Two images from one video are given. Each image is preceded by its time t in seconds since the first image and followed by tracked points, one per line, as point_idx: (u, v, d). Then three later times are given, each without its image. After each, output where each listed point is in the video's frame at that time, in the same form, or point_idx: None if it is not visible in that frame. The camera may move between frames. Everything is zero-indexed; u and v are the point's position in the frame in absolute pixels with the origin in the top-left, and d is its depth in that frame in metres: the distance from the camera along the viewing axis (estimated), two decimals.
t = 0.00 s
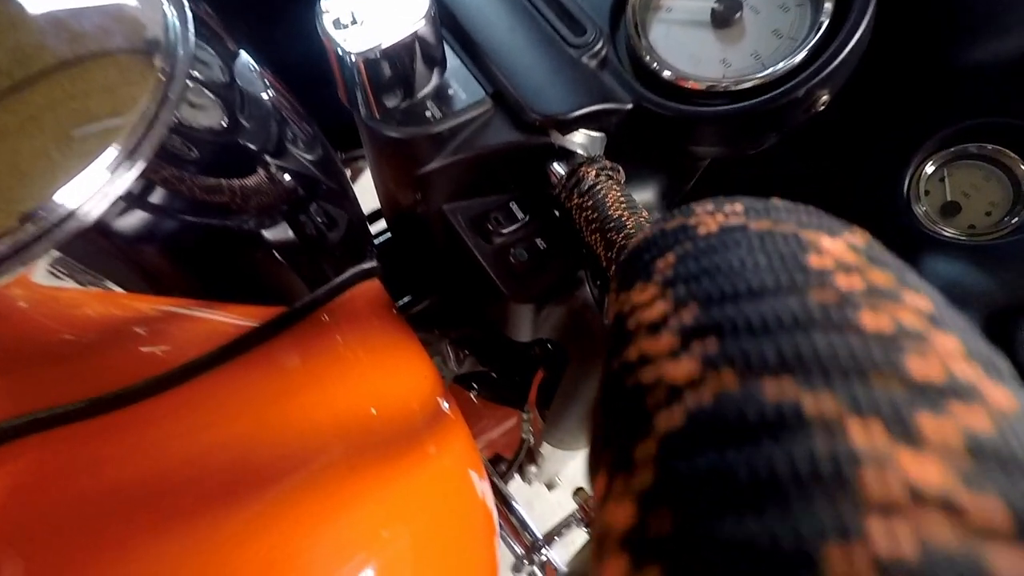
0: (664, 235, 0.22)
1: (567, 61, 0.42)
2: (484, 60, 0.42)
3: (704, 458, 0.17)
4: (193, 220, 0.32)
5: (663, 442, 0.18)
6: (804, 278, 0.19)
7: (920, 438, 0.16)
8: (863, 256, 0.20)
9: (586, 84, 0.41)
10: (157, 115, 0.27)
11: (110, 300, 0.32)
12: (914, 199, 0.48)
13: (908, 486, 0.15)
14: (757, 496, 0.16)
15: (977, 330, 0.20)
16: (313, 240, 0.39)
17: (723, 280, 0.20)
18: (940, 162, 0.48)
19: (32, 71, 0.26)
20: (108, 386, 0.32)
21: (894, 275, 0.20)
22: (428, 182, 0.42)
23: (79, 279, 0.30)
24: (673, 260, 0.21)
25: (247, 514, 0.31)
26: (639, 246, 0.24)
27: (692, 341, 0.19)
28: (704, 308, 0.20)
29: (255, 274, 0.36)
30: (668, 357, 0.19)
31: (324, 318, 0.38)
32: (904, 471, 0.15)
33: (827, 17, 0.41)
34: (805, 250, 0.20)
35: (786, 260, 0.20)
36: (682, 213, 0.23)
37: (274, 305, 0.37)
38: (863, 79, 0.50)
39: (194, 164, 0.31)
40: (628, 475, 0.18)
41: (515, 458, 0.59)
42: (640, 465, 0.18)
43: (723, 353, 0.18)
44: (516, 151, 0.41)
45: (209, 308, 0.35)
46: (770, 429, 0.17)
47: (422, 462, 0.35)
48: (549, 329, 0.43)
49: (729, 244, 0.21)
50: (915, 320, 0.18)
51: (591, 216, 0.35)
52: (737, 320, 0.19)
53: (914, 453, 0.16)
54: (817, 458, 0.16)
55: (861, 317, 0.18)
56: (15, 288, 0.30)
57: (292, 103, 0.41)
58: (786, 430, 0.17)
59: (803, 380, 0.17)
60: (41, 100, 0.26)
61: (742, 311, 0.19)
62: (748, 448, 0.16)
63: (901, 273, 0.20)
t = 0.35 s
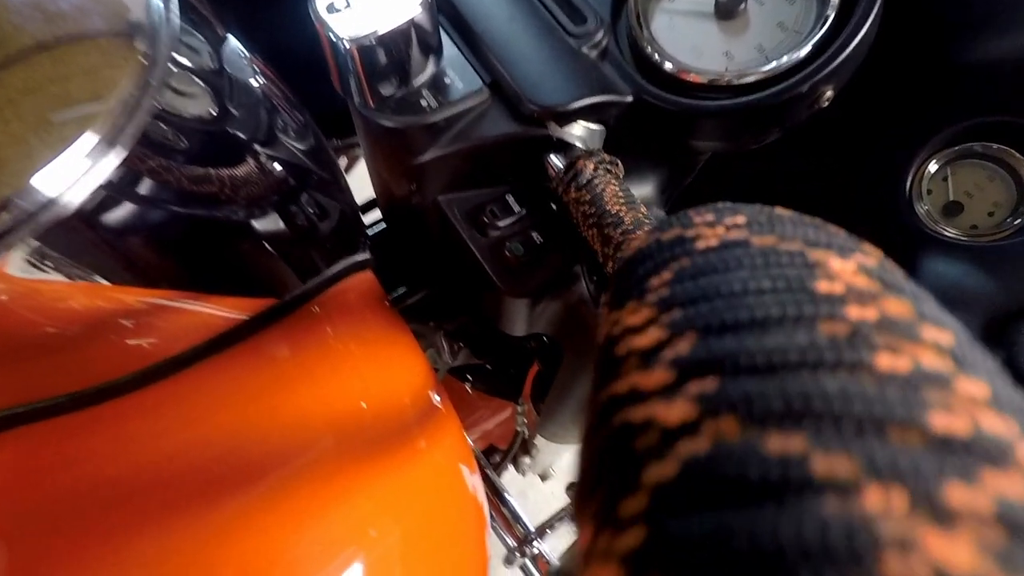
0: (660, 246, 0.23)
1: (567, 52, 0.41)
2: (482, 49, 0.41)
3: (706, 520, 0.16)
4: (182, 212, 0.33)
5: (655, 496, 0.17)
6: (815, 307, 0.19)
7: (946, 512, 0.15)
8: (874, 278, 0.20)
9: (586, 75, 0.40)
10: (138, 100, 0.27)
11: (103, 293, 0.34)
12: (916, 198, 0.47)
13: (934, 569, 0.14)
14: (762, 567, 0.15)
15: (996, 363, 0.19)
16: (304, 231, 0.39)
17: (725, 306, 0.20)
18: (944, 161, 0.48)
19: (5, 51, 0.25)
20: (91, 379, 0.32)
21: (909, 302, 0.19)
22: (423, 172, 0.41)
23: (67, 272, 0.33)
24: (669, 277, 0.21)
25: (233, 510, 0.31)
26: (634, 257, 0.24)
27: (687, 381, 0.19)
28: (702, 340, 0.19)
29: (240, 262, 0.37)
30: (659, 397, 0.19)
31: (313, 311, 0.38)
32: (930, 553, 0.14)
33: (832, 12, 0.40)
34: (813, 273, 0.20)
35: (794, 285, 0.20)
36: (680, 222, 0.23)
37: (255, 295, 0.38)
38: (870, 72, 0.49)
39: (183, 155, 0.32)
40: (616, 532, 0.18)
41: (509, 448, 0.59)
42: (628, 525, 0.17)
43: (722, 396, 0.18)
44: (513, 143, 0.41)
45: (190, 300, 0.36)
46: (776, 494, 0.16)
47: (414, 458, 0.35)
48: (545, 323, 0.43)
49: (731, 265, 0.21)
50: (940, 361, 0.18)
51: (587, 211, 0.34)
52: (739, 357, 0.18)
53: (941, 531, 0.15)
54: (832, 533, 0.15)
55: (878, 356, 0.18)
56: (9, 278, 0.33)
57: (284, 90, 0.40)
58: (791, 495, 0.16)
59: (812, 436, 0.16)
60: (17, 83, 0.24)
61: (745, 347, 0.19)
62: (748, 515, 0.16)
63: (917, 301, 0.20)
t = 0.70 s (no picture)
0: (649, 243, 0.23)
1: (565, 38, 0.40)
2: (479, 34, 0.40)
3: (693, 542, 0.16)
4: (172, 200, 0.32)
5: (628, 521, 0.17)
6: (812, 315, 0.19)
7: (945, 550, 0.15)
8: (872, 281, 0.20)
9: (585, 62, 0.40)
10: (118, 83, 0.26)
11: (89, 281, 0.34)
12: (915, 191, 0.47)
13: None
14: None
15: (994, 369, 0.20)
16: (295, 219, 0.38)
17: (712, 311, 0.20)
18: (946, 153, 0.47)
19: None
20: (76, 367, 0.32)
21: (908, 308, 0.20)
22: (417, 159, 0.40)
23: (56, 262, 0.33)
24: (654, 276, 0.21)
25: (219, 500, 0.31)
26: (619, 251, 0.24)
27: (666, 395, 0.19)
28: (684, 348, 0.19)
29: (228, 249, 0.36)
30: (636, 410, 0.19)
31: (304, 300, 0.37)
32: None
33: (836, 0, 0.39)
34: (809, 276, 0.20)
35: (788, 290, 0.20)
36: (670, 216, 0.23)
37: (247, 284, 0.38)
38: (873, 62, 0.48)
39: (172, 141, 0.31)
40: (584, 560, 0.17)
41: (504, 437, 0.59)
42: (596, 553, 0.17)
43: (704, 412, 0.18)
44: (509, 130, 0.40)
45: (180, 288, 0.35)
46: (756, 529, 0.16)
47: (404, 449, 0.35)
48: (539, 314, 0.42)
49: (720, 266, 0.21)
50: (942, 375, 0.18)
51: (583, 200, 0.33)
52: (722, 370, 0.19)
53: None
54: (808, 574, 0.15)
55: (877, 369, 0.18)
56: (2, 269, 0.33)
57: (274, 73, 0.40)
58: (776, 527, 0.16)
59: (800, 461, 0.16)
60: None
61: (731, 357, 0.19)
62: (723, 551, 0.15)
63: (918, 306, 0.20)
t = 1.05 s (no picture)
0: (638, 229, 0.22)
1: (562, 14, 0.39)
2: (474, 10, 0.39)
3: (677, 562, 0.15)
4: (153, 176, 0.32)
5: (600, 543, 0.16)
6: (815, 313, 0.18)
7: None
8: (879, 274, 0.20)
9: (582, 40, 0.39)
10: (92, 50, 0.25)
11: (71, 262, 0.33)
12: (915, 178, 0.46)
13: None
14: None
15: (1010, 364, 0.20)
16: (283, 199, 0.37)
17: (702, 306, 0.19)
18: (947, 141, 0.46)
19: None
20: (59, 347, 0.31)
21: (919, 306, 0.19)
22: (409, 138, 0.39)
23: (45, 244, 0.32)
24: (642, 266, 0.21)
25: (204, 484, 0.30)
26: (609, 238, 0.23)
27: (649, 402, 0.18)
28: (671, 348, 0.19)
29: (211, 229, 0.36)
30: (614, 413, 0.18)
31: (293, 281, 0.37)
32: None
33: None
34: (811, 268, 0.20)
35: (788, 284, 0.19)
36: (663, 201, 0.23)
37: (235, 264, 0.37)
38: (876, 45, 0.47)
39: (157, 118, 0.32)
40: None
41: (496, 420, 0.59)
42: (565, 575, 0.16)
43: (690, 422, 0.17)
44: (503, 110, 0.39)
45: (162, 267, 0.34)
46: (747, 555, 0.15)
47: (393, 433, 0.34)
48: (533, 298, 0.41)
49: (714, 255, 0.20)
50: (958, 384, 0.17)
51: (578, 182, 0.33)
52: (712, 375, 0.18)
53: None
54: None
55: (886, 377, 0.17)
56: None
57: (259, 47, 0.39)
58: (766, 558, 0.14)
59: (796, 484, 0.15)
60: None
61: (723, 360, 0.18)
62: None
63: (930, 304, 0.19)
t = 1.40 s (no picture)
0: (634, 233, 0.21)
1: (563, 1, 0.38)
2: None
3: None
4: (143, 167, 0.31)
5: None
6: (835, 328, 0.17)
7: None
8: (902, 282, 0.19)
9: (583, 27, 0.38)
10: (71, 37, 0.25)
11: (59, 253, 0.32)
12: (920, 171, 0.45)
13: None
14: None
15: None
16: (276, 189, 0.37)
17: (707, 317, 0.18)
18: (953, 134, 0.46)
19: None
20: (49, 338, 0.31)
21: (947, 320, 0.18)
22: (406, 127, 0.39)
23: (35, 235, 0.32)
24: (639, 269, 0.20)
25: (194, 477, 0.30)
26: (605, 235, 0.22)
27: (647, 427, 0.17)
28: (671, 364, 0.18)
29: (205, 220, 0.35)
30: (603, 438, 0.17)
31: (286, 272, 0.36)
32: None
33: None
34: (827, 275, 0.18)
35: (802, 294, 0.18)
36: (663, 197, 0.22)
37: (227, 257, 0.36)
38: (885, 35, 0.46)
39: (148, 106, 0.31)
40: None
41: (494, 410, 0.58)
42: None
43: (693, 453, 0.16)
44: (502, 99, 0.38)
45: (153, 258, 0.34)
46: None
47: (388, 425, 0.34)
48: (531, 290, 0.40)
49: (720, 259, 0.19)
50: (998, 412, 0.16)
51: (577, 174, 0.32)
52: (717, 400, 0.17)
53: None
54: None
55: (916, 402, 0.16)
56: None
57: (253, 35, 0.38)
58: None
59: (813, 529, 0.14)
60: None
61: (733, 385, 0.17)
62: None
63: (958, 317, 0.18)
